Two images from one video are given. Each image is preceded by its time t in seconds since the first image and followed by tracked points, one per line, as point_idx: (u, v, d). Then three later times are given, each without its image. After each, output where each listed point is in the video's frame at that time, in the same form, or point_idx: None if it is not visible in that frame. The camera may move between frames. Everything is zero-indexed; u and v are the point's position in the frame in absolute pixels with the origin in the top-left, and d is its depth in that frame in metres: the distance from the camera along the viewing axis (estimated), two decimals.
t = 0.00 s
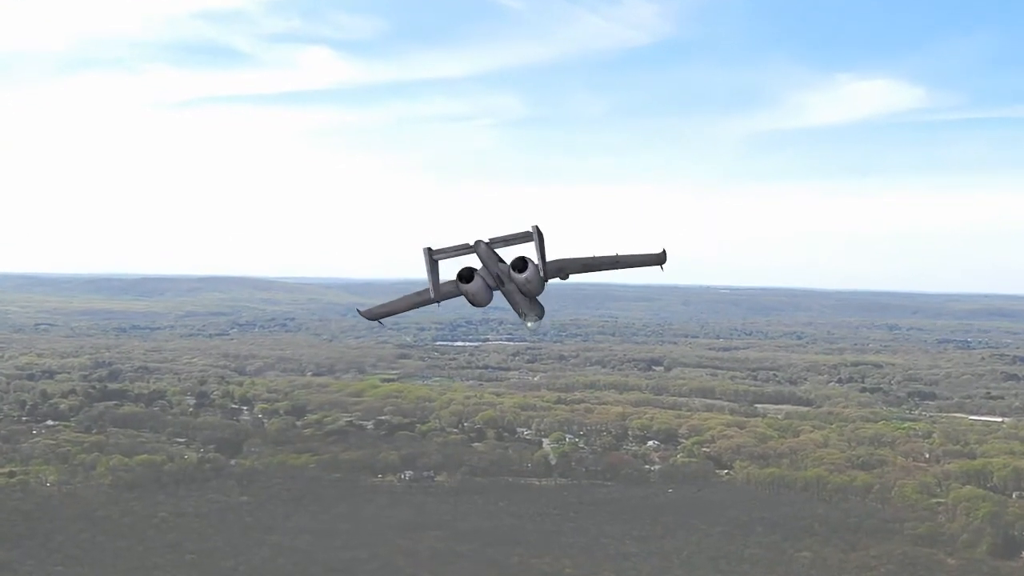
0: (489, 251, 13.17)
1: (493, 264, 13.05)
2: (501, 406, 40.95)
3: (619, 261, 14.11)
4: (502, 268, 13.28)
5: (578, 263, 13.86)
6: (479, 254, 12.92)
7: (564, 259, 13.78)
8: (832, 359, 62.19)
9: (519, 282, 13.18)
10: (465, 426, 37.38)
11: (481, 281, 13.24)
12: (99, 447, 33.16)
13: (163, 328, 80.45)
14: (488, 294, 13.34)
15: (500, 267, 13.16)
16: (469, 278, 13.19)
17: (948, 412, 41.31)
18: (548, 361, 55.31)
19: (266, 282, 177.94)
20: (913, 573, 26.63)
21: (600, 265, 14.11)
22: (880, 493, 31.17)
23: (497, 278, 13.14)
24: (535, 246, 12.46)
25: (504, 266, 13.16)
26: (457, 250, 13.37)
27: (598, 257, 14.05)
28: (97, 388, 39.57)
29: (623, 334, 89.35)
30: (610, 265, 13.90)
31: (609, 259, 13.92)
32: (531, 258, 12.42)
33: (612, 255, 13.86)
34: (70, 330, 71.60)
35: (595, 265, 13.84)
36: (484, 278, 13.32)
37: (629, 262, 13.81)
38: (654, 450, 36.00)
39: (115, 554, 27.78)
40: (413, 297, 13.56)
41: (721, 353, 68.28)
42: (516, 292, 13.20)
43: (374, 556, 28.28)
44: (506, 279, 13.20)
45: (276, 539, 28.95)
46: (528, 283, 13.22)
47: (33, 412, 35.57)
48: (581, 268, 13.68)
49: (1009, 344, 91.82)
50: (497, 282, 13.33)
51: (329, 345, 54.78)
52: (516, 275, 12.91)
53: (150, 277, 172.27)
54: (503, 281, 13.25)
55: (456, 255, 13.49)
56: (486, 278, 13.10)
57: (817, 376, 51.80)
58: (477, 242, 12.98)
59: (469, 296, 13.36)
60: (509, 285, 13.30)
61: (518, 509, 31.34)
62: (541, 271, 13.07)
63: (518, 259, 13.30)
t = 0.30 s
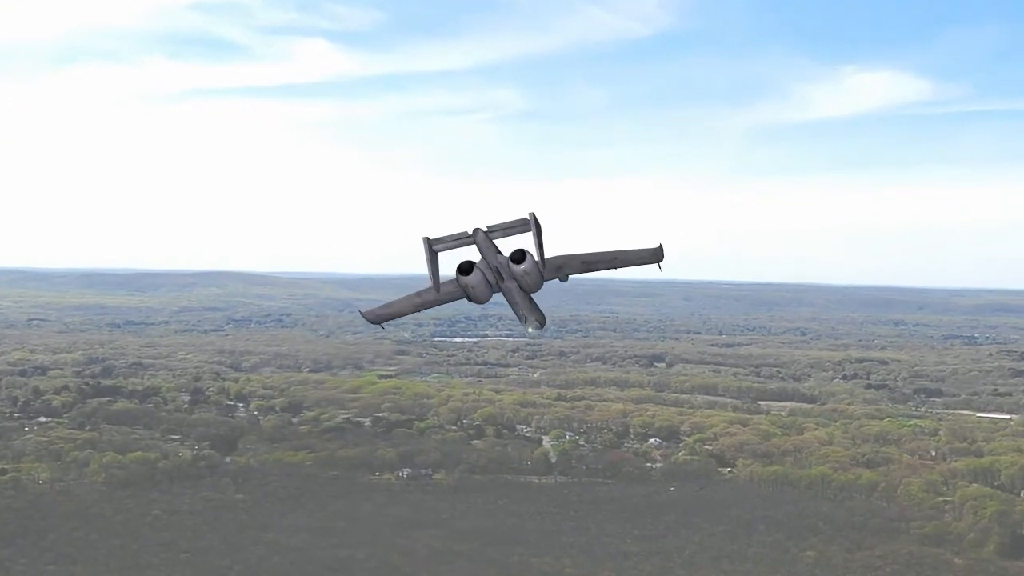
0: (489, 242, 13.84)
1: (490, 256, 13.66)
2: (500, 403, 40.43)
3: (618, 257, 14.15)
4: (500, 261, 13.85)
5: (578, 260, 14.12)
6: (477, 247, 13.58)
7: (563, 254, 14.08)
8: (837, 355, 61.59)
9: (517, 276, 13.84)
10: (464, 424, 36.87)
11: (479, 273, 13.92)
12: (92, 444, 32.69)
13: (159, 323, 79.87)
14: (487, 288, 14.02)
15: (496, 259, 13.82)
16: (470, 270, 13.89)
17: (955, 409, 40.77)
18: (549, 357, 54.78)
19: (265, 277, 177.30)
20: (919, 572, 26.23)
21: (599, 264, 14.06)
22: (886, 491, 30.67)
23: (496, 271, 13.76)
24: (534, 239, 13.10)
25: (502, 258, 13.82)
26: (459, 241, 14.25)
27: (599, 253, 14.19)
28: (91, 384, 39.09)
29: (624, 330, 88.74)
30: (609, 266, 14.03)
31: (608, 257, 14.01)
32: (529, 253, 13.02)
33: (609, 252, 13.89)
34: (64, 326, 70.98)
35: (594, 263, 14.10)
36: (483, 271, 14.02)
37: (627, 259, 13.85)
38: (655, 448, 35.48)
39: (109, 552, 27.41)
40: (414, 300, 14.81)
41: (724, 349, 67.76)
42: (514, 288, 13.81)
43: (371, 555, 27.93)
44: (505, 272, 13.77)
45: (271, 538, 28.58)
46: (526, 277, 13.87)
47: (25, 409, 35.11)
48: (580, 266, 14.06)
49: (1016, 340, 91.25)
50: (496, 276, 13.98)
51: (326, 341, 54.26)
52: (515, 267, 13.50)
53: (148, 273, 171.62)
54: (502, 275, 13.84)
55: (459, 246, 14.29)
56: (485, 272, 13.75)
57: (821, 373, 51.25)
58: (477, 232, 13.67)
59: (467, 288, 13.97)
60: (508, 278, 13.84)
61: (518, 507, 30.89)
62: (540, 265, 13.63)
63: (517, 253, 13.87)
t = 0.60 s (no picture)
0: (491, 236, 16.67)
1: (492, 245, 16.27)
2: (499, 397, 39.88)
3: (616, 255, 16.25)
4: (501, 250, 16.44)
5: (577, 258, 16.52)
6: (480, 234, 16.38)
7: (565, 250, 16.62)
8: (841, 349, 61.03)
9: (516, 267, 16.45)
10: (462, 419, 36.38)
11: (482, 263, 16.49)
12: (85, 438, 32.26)
13: (153, 317, 79.10)
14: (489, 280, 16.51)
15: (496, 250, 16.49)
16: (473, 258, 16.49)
17: (961, 403, 40.27)
18: (548, 351, 54.27)
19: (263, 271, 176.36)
20: (924, 569, 25.98)
21: (598, 260, 16.31)
22: (891, 487, 30.22)
23: (496, 259, 16.34)
24: (537, 226, 15.56)
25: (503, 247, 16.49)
26: (458, 224, 17.27)
27: (599, 252, 16.43)
28: (83, 378, 38.64)
29: (625, 324, 88.08)
30: (604, 263, 16.26)
31: (606, 254, 16.17)
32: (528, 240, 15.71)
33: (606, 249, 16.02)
34: (56, 319, 70.38)
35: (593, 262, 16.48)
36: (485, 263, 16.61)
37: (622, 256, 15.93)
38: (656, 443, 34.98)
39: (102, 548, 27.17)
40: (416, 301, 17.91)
41: (727, 342, 67.20)
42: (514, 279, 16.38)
43: (368, 552, 27.65)
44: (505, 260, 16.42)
45: (268, 535, 28.37)
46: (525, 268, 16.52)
47: (17, 403, 34.68)
48: (578, 263, 16.51)
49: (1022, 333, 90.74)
50: (498, 269, 16.56)
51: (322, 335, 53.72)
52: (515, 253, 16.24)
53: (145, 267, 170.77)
54: (503, 263, 16.43)
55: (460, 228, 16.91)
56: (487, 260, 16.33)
57: (825, 367, 50.71)
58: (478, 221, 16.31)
59: (468, 277, 16.51)
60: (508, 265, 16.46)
61: (517, 503, 30.50)
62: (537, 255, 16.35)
63: (517, 241, 16.50)
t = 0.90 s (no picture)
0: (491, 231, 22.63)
1: (493, 233, 22.21)
2: (497, 388, 39.25)
3: (613, 255, 22.42)
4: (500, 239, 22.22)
5: (576, 259, 22.68)
6: (486, 219, 22.14)
7: (567, 252, 22.74)
8: (845, 339, 60.49)
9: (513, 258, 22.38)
10: (460, 409, 35.92)
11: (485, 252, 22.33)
12: (79, 428, 31.90)
13: (148, 306, 78.45)
14: (489, 265, 22.27)
15: (496, 240, 22.41)
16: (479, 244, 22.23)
17: (967, 393, 39.84)
18: (548, 341, 53.78)
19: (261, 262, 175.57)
20: (928, 562, 25.80)
21: (597, 259, 22.38)
22: (895, 478, 29.84)
23: (499, 248, 22.29)
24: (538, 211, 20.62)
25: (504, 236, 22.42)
26: (464, 212, 22.60)
27: (595, 255, 22.52)
28: (77, 368, 38.23)
29: (627, 313, 87.44)
30: (604, 260, 22.31)
31: (606, 254, 22.29)
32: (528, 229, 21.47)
33: (604, 250, 22.26)
34: (50, 308, 69.79)
35: (593, 261, 22.49)
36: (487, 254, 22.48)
37: (618, 254, 22.18)
38: (657, 434, 34.52)
39: (96, 539, 26.95)
40: (413, 300, 23.92)
41: (729, 333, 66.71)
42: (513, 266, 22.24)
43: (365, 543, 27.39)
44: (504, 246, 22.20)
45: (264, 526, 28.18)
46: (525, 257, 22.30)
47: (9, 393, 34.29)
48: (578, 262, 22.61)
49: None
50: (497, 261, 22.48)
51: (318, 325, 53.21)
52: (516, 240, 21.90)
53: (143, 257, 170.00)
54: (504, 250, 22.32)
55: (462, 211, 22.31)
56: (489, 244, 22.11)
57: (829, 357, 50.22)
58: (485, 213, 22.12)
59: (472, 263, 22.28)
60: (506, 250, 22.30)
61: (516, 494, 30.11)
62: (535, 245, 22.12)
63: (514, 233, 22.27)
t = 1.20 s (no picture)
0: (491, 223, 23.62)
1: (495, 224, 23.27)
2: (497, 374, 38.90)
3: (614, 255, 23.89)
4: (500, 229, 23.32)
5: (576, 259, 24.27)
6: (489, 206, 22.78)
7: (567, 252, 24.34)
8: (848, 325, 60.07)
9: (513, 250, 23.57)
10: (459, 396, 35.54)
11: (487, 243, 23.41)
12: (73, 415, 31.59)
13: (145, 292, 77.93)
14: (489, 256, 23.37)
15: (497, 231, 23.47)
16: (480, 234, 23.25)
17: (973, 379, 39.48)
18: (548, 328, 53.38)
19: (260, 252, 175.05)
20: (932, 551, 25.57)
21: (596, 261, 24.00)
22: (899, 465, 29.49)
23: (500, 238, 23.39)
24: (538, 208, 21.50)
25: (506, 226, 23.44)
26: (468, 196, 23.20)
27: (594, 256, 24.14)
28: (72, 354, 37.89)
29: (628, 299, 86.94)
30: (604, 261, 23.88)
31: (607, 255, 23.83)
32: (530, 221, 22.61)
33: (603, 252, 23.87)
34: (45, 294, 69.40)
35: (592, 262, 24.06)
36: (488, 245, 23.56)
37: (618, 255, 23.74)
38: (658, 421, 34.18)
39: (91, 526, 26.69)
40: (415, 297, 25.45)
41: (731, 319, 66.24)
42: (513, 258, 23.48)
43: (362, 531, 27.10)
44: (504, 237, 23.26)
45: (261, 513, 27.92)
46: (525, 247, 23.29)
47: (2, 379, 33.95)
48: (579, 263, 24.21)
49: None
50: (497, 253, 23.57)
51: (315, 311, 52.77)
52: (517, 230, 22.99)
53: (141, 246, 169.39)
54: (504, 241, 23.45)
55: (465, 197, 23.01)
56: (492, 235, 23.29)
57: (832, 343, 49.80)
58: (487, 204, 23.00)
59: (473, 253, 23.37)
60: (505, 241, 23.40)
61: (515, 482, 29.80)
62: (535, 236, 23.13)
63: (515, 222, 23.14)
